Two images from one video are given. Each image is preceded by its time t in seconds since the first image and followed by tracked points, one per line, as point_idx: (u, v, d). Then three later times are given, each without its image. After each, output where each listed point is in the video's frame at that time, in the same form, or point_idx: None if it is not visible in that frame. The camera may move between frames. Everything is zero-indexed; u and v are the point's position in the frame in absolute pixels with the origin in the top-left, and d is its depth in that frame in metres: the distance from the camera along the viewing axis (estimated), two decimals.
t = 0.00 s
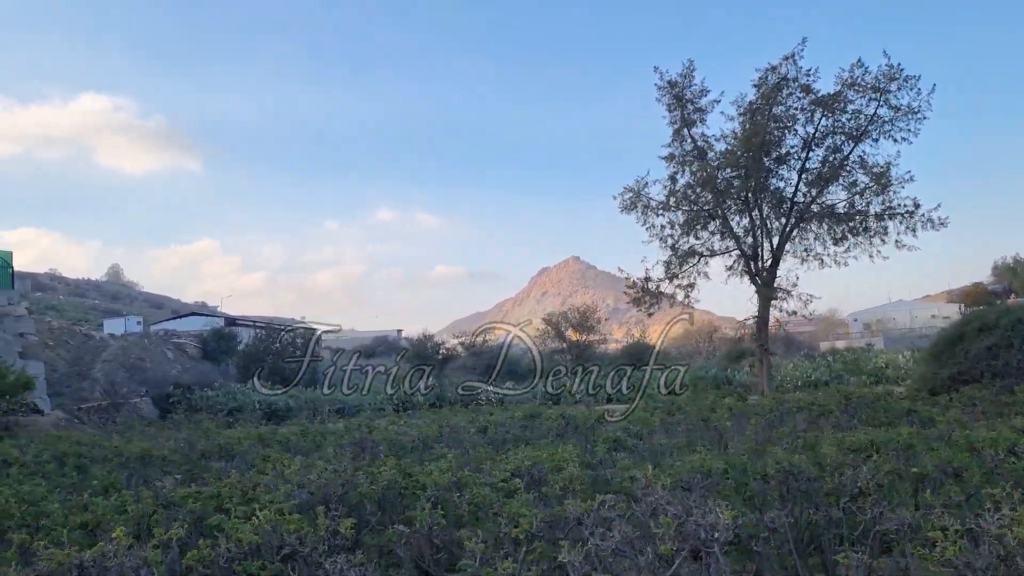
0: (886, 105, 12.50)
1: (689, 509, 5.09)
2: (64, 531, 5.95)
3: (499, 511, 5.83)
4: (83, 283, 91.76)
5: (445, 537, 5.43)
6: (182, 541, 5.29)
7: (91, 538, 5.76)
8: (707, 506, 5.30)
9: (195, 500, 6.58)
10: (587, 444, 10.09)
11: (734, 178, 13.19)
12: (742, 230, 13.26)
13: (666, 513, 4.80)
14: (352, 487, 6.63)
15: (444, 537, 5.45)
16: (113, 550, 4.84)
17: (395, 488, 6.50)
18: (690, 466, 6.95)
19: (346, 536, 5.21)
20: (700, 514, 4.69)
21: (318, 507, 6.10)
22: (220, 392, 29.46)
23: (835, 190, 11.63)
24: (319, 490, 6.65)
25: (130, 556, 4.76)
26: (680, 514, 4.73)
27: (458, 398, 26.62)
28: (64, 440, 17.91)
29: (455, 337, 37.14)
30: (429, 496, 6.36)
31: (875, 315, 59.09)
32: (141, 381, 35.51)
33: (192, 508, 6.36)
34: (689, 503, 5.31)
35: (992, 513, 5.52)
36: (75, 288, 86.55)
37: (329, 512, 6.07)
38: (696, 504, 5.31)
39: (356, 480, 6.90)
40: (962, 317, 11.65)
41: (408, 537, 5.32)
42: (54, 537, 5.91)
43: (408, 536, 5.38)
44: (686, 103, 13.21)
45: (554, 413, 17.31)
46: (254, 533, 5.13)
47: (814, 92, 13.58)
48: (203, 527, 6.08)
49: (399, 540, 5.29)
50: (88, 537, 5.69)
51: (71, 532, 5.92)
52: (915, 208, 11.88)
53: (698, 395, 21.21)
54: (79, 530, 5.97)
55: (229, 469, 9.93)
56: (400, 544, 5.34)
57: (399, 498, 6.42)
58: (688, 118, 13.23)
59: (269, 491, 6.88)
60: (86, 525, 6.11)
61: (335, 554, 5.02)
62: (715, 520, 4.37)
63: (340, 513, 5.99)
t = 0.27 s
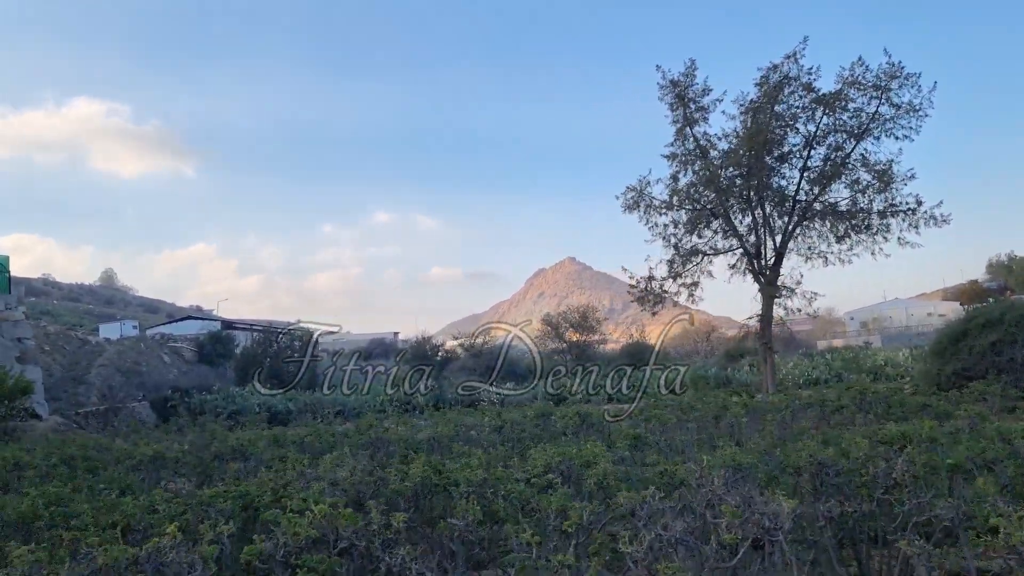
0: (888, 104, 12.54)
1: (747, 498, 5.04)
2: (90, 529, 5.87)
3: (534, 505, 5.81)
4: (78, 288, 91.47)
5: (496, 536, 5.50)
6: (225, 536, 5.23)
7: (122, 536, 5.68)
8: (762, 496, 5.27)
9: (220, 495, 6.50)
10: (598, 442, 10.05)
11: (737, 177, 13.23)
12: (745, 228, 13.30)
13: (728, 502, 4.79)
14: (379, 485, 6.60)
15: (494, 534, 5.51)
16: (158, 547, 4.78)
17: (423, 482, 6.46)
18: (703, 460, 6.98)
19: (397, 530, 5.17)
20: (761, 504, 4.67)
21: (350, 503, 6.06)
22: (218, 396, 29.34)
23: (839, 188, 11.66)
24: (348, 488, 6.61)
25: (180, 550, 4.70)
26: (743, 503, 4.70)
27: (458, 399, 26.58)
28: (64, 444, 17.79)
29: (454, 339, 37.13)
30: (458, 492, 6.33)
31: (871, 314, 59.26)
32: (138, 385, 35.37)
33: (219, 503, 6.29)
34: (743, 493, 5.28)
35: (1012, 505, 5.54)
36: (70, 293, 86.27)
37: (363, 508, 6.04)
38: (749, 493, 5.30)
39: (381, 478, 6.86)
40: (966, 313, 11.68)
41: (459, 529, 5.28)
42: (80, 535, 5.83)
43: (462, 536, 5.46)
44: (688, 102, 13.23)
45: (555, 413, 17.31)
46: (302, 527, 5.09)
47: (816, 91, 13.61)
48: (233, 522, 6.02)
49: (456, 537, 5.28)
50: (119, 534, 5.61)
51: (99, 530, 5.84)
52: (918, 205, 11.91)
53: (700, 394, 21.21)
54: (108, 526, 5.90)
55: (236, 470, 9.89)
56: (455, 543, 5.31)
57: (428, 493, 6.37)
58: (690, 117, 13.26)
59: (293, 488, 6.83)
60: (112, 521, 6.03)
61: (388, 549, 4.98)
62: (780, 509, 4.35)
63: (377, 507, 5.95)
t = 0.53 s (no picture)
0: (877, 100, 12.64)
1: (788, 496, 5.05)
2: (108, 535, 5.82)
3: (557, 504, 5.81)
4: (60, 290, 90.43)
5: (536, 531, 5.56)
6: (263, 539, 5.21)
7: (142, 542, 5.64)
8: (795, 491, 5.31)
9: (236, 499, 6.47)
10: (599, 441, 10.04)
11: (729, 174, 13.30)
12: (737, 225, 13.37)
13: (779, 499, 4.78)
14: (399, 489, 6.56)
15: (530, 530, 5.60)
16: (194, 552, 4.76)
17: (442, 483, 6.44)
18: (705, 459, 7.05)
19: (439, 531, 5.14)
20: (809, 500, 4.67)
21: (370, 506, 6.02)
22: (207, 398, 29.15)
23: (831, 184, 11.76)
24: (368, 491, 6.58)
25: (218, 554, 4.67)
26: (793, 500, 4.70)
27: (450, 399, 26.53)
28: (55, 449, 17.59)
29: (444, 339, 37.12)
30: (477, 494, 6.31)
31: (856, 308, 59.74)
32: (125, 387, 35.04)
33: (238, 507, 6.26)
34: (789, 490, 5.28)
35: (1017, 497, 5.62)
36: (52, 295, 85.28)
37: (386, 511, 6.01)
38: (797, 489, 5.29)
39: (397, 480, 6.83)
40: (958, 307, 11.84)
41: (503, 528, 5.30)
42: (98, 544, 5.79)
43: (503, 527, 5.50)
44: (680, 100, 13.27)
45: (548, 410, 17.36)
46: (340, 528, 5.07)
47: (806, 87, 13.70)
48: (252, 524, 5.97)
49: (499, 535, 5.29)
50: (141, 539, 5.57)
51: (116, 535, 5.80)
52: (908, 200, 12.03)
53: (692, 391, 21.29)
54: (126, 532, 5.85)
55: (233, 474, 9.85)
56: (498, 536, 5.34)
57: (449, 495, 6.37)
58: (682, 115, 13.30)
59: (312, 489, 6.80)
60: (129, 526, 5.98)
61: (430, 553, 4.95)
62: (828, 504, 4.34)
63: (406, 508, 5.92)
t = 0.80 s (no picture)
0: (879, 103, 12.72)
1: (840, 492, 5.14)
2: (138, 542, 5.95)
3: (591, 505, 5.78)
4: (55, 297, 90.06)
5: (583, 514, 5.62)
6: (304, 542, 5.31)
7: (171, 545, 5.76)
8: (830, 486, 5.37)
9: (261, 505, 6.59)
10: (606, 442, 10.09)
11: (731, 177, 13.34)
12: (740, 228, 13.41)
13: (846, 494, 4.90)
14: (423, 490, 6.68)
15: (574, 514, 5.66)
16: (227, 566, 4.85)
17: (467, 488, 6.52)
18: (717, 462, 7.08)
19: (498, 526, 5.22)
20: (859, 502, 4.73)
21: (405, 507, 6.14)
22: (206, 403, 29.07)
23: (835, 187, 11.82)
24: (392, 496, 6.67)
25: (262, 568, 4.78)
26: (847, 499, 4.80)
27: (450, 402, 26.52)
28: (57, 456, 17.57)
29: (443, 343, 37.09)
30: (504, 495, 6.37)
31: (852, 311, 59.88)
32: (122, 394, 34.90)
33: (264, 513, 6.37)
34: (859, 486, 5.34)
35: None
36: (47, 302, 84.93)
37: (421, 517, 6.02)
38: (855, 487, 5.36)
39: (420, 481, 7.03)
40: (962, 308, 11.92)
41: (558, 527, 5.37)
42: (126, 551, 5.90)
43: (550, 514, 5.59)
44: (682, 103, 13.32)
45: (551, 414, 17.37)
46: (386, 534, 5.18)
47: (807, 91, 13.78)
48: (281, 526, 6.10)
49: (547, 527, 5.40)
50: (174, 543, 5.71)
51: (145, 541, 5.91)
52: (911, 202, 12.10)
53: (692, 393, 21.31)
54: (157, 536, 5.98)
55: (241, 479, 9.84)
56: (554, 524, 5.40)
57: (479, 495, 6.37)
58: (684, 118, 13.34)
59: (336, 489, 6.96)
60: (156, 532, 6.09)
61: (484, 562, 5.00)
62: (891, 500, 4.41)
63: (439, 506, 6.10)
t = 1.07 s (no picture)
0: (885, 114, 12.80)
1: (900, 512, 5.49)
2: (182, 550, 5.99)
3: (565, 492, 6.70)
4: (52, 310, 89.77)
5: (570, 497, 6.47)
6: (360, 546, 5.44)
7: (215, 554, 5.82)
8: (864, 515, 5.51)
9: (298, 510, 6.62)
10: (619, 454, 10.07)
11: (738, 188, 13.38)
12: (747, 239, 13.42)
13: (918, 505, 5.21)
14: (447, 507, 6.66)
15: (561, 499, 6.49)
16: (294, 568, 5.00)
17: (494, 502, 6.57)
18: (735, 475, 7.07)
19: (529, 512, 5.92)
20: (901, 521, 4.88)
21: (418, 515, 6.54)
22: (207, 416, 28.95)
23: (843, 198, 11.87)
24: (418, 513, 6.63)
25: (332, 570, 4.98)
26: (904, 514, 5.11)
27: (451, 415, 26.41)
28: (61, 468, 17.50)
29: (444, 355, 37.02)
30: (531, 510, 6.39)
31: (851, 322, 59.85)
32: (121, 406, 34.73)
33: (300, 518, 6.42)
34: (901, 503, 5.60)
35: None
36: (45, 315, 84.62)
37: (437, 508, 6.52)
38: (907, 501, 5.66)
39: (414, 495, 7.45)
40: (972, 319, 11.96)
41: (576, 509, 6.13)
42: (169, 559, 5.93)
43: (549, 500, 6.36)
44: (689, 115, 13.38)
45: (557, 425, 17.32)
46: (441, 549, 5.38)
47: (812, 102, 13.86)
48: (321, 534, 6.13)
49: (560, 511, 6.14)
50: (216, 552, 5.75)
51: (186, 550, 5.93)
52: (918, 213, 12.15)
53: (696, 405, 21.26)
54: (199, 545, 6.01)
55: (251, 490, 9.79)
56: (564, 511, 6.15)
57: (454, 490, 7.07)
58: (691, 130, 13.40)
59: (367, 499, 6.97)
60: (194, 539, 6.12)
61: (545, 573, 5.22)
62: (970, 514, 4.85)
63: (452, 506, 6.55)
